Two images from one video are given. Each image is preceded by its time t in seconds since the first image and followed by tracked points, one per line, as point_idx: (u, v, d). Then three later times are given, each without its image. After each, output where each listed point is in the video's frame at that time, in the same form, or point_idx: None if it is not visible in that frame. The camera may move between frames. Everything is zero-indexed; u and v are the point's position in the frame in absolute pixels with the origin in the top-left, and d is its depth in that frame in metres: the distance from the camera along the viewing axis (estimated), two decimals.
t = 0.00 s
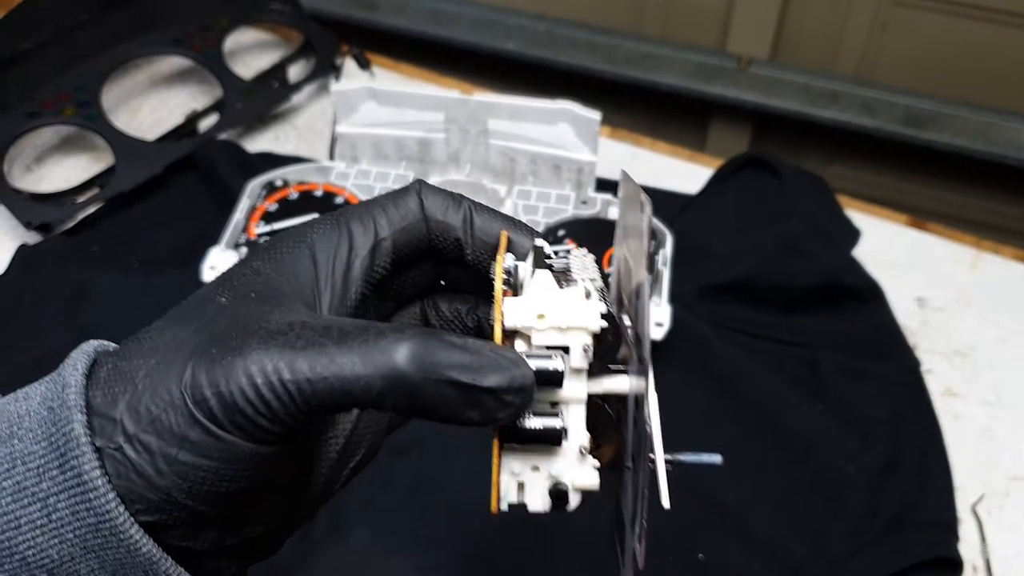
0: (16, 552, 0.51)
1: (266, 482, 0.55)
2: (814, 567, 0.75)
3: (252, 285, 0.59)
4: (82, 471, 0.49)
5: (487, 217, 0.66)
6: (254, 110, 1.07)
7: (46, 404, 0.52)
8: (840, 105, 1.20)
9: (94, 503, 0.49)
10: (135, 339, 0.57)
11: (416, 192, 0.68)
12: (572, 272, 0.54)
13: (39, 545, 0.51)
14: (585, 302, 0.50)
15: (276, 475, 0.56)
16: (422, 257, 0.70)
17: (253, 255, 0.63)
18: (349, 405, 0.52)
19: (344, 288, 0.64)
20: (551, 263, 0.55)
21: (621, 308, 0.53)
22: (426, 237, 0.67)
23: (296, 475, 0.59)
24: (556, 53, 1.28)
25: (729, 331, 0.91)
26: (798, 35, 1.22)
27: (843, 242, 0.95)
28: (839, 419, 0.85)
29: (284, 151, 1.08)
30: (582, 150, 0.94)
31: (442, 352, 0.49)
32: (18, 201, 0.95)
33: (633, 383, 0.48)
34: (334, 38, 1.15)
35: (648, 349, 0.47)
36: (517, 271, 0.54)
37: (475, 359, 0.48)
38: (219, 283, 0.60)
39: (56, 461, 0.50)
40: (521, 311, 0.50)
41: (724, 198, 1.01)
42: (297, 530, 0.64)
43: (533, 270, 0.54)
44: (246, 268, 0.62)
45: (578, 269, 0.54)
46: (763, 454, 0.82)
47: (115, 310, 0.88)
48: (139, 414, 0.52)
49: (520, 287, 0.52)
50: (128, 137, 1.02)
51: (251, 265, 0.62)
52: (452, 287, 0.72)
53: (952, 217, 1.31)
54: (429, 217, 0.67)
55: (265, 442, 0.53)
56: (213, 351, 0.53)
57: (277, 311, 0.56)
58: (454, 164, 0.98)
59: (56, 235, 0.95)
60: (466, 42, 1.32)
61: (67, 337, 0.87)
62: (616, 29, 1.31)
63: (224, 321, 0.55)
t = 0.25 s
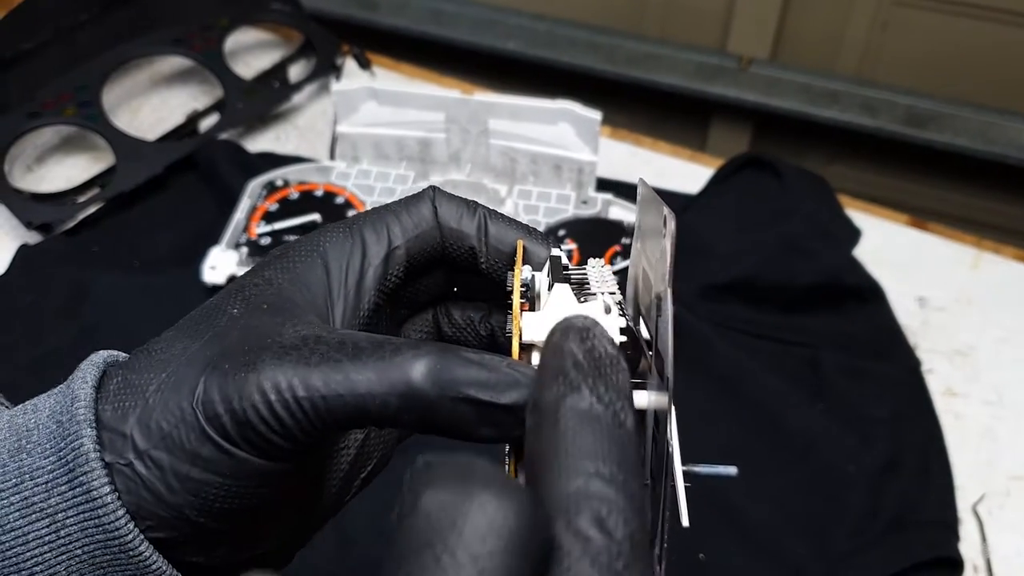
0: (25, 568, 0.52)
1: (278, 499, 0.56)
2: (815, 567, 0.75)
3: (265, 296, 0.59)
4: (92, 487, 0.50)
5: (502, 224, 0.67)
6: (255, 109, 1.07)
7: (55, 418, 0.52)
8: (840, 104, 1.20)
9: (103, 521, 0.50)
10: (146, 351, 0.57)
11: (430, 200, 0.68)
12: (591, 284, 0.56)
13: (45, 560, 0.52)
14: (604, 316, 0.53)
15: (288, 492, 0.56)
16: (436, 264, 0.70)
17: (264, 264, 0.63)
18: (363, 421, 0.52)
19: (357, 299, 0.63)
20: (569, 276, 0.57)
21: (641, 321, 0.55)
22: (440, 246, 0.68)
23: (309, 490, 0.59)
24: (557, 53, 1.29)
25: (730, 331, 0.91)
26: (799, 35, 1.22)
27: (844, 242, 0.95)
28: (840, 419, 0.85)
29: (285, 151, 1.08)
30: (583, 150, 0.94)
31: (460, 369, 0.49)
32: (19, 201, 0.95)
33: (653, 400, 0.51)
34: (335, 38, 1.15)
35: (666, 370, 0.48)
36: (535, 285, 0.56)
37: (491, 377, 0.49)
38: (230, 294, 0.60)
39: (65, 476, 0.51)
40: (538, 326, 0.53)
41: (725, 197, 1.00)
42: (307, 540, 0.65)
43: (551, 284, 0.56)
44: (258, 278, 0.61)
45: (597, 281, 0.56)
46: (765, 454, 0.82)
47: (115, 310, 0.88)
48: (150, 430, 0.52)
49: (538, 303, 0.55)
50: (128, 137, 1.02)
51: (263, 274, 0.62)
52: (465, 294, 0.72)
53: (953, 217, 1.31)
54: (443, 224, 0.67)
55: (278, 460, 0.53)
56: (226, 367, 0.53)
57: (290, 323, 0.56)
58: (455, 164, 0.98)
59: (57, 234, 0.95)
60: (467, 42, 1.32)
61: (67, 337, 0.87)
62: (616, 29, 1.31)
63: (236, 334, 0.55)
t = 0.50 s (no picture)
0: (20, 571, 0.53)
1: (274, 501, 0.56)
2: (816, 567, 0.75)
3: (262, 297, 0.59)
4: (86, 491, 0.50)
5: (500, 225, 0.67)
6: (256, 109, 1.07)
7: (49, 421, 0.53)
8: (841, 103, 1.20)
9: (98, 525, 0.51)
10: (141, 352, 0.57)
11: (428, 199, 0.68)
12: (591, 286, 0.58)
13: (39, 564, 0.52)
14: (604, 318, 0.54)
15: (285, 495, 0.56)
16: (433, 264, 0.70)
17: (260, 264, 0.63)
18: (359, 425, 0.52)
19: (354, 300, 0.63)
20: (569, 279, 0.58)
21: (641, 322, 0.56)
22: (438, 246, 0.68)
23: (306, 494, 0.59)
24: (558, 53, 1.29)
25: (731, 331, 0.91)
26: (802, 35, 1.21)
27: (846, 241, 0.94)
28: (841, 418, 0.85)
29: (286, 151, 1.08)
30: (584, 149, 0.94)
31: (459, 373, 0.49)
32: (20, 201, 0.95)
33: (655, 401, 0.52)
34: (335, 37, 1.15)
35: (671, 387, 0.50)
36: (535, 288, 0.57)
37: (491, 380, 0.49)
38: (226, 295, 0.60)
39: (59, 480, 0.51)
40: (539, 329, 0.54)
41: (726, 197, 1.00)
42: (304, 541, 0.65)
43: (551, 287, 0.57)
44: (253, 279, 0.61)
45: (597, 283, 0.58)
46: (766, 454, 0.82)
47: (116, 310, 0.88)
48: (146, 433, 0.52)
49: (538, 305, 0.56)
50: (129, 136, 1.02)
51: (260, 274, 0.62)
52: (463, 294, 0.72)
53: (953, 217, 1.31)
54: (441, 224, 0.67)
55: (274, 463, 0.53)
56: (222, 370, 0.53)
57: (287, 326, 0.56)
58: (455, 164, 0.98)
59: (58, 234, 0.95)
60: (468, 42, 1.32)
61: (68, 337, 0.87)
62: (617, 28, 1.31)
63: (233, 337, 0.55)
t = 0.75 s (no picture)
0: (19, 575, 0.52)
1: (274, 506, 0.56)
2: (816, 566, 0.75)
3: (263, 301, 0.59)
4: (87, 494, 0.51)
5: (500, 228, 0.67)
6: (256, 108, 1.07)
7: (49, 423, 0.53)
8: (841, 102, 1.20)
9: (98, 528, 0.51)
10: (143, 354, 0.57)
11: (428, 202, 0.68)
12: (592, 293, 0.58)
13: (39, 566, 0.52)
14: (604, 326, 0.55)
15: (285, 501, 0.56)
16: (432, 267, 0.70)
17: (261, 267, 0.63)
18: (361, 432, 0.52)
19: (354, 304, 0.63)
20: (569, 284, 0.58)
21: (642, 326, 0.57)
22: (438, 249, 0.68)
23: (307, 500, 0.59)
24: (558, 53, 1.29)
25: (731, 331, 0.91)
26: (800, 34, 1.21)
27: (846, 241, 0.94)
28: (841, 418, 0.85)
29: (286, 151, 1.08)
30: (584, 149, 0.94)
31: (461, 383, 0.49)
32: (19, 201, 0.95)
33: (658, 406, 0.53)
34: (335, 37, 1.15)
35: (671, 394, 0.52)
36: (535, 294, 0.58)
37: (492, 390, 0.49)
38: (227, 298, 0.60)
39: (59, 483, 0.51)
40: (540, 337, 0.54)
41: (726, 196, 1.00)
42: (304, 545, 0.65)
43: (552, 294, 0.57)
44: (254, 281, 0.61)
45: (598, 290, 0.58)
46: (767, 454, 0.82)
47: (116, 309, 0.88)
48: (146, 436, 0.52)
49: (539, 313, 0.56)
50: (129, 136, 1.02)
51: (261, 277, 0.61)
52: (461, 296, 0.72)
53: (953, 216, 1.30)
54: (441, 226, 0.67)
55: (274, 468, 0.53)
56: (223, 376, 0.53)
57: (289, 332, 0.56)
58: (456, 163, 0.98)
59: (58, 234, 0.95)
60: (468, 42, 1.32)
61: (67, 337, 0.87)
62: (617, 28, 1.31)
63: (234, 342, 0.55)
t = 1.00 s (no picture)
0: None
1: (273, 512, 0.56)
2: (816, 566, 0.75)
3: (262, 306, 0.59)
4: (86, 500, 0.51)
5: (498, 232, 0.67)
6: (257, 108, 1.07)
7: (50, 430, 0.53)
8: (842, 103, 1.20)
9: (97, 535, 0.51)
10: (141, 361, 0.57)
11: (426, 207, 0.68)
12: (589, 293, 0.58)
13: (39, 573, 0.53)
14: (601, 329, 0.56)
15: (284, 506, 0.56)
16: (429, 271, 0.70)
17: (260, 273, 0.63)
18: (360, 439, 0.52)
19: (353, 310, 0.63)
20: (568, 288, 0.58)
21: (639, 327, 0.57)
22: (436, 255, 0.68)
23: (306, 505, 0.59)
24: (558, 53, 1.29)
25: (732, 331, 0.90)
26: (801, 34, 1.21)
27: (846, 241, 0.95)
28: (841, 418, 0.85)
29: (286, 151, 1.08)
30: (584, 149, 0.94)
31: (460, 388, 0.49)
32: (20, 200, 0.95)
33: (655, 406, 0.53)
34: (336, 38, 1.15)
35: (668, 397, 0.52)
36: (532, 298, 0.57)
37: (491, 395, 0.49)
38: (226, 304, 0.60)
39: (59, 490, 0.51)
40: (538, 342, 0.55)
41: (727, 196, 1.00)
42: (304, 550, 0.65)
43: (550, 299, 0.57)
44: (252, 287, 0.61)
45: (596, 292, 0.58)
46: (767, 454, 0.82)
47: (117, 309, 0.88)
48: (145, 443, 0.52)
49: (536, 318, 0.56)
50: (130, 136, 1.02)
51: (260, 283, 0.61)
52: (459, 300, 0.73)
53: (952, 216, 1.30)
54: (439, 232, 0.67)
55: (273, 474, 0.53)
56: (222, 382, 0.53)
57: (287, 338, 0.56)
58: (456, 163, 0.98)
59: (58, 234, 0.95)
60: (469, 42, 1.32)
61: (68, 337, 0.87)
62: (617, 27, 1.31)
63: (233, 348, 0.55)
